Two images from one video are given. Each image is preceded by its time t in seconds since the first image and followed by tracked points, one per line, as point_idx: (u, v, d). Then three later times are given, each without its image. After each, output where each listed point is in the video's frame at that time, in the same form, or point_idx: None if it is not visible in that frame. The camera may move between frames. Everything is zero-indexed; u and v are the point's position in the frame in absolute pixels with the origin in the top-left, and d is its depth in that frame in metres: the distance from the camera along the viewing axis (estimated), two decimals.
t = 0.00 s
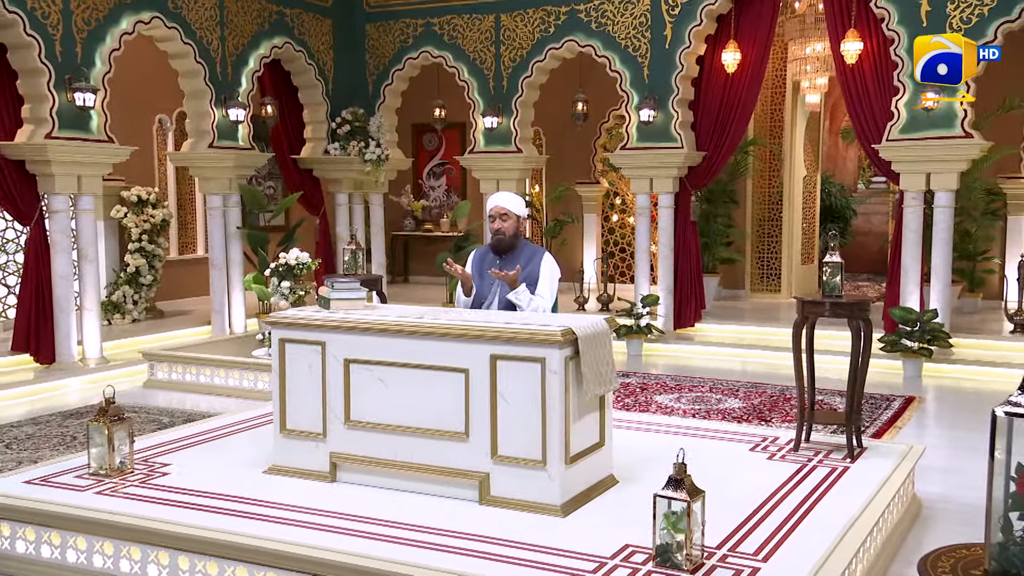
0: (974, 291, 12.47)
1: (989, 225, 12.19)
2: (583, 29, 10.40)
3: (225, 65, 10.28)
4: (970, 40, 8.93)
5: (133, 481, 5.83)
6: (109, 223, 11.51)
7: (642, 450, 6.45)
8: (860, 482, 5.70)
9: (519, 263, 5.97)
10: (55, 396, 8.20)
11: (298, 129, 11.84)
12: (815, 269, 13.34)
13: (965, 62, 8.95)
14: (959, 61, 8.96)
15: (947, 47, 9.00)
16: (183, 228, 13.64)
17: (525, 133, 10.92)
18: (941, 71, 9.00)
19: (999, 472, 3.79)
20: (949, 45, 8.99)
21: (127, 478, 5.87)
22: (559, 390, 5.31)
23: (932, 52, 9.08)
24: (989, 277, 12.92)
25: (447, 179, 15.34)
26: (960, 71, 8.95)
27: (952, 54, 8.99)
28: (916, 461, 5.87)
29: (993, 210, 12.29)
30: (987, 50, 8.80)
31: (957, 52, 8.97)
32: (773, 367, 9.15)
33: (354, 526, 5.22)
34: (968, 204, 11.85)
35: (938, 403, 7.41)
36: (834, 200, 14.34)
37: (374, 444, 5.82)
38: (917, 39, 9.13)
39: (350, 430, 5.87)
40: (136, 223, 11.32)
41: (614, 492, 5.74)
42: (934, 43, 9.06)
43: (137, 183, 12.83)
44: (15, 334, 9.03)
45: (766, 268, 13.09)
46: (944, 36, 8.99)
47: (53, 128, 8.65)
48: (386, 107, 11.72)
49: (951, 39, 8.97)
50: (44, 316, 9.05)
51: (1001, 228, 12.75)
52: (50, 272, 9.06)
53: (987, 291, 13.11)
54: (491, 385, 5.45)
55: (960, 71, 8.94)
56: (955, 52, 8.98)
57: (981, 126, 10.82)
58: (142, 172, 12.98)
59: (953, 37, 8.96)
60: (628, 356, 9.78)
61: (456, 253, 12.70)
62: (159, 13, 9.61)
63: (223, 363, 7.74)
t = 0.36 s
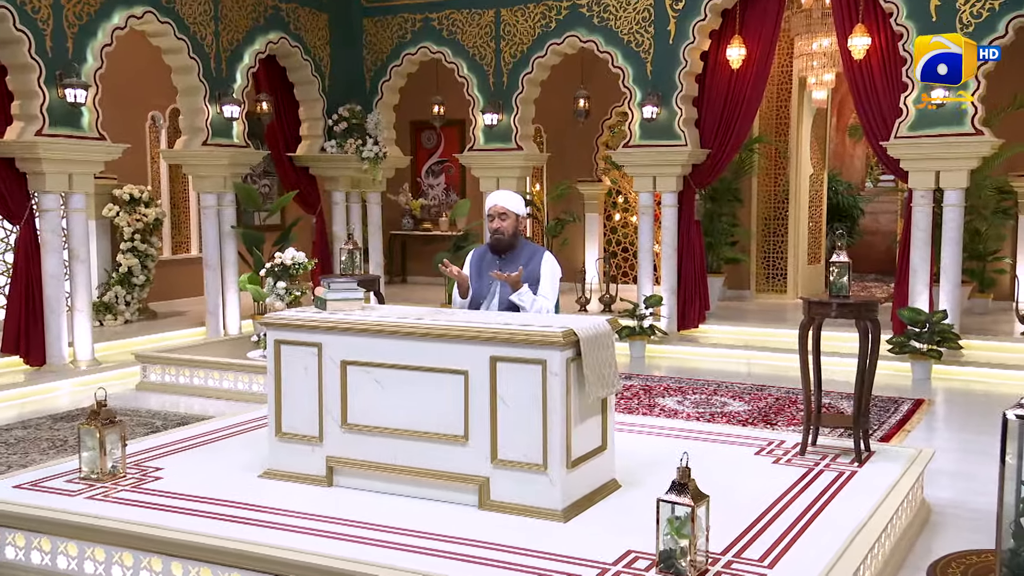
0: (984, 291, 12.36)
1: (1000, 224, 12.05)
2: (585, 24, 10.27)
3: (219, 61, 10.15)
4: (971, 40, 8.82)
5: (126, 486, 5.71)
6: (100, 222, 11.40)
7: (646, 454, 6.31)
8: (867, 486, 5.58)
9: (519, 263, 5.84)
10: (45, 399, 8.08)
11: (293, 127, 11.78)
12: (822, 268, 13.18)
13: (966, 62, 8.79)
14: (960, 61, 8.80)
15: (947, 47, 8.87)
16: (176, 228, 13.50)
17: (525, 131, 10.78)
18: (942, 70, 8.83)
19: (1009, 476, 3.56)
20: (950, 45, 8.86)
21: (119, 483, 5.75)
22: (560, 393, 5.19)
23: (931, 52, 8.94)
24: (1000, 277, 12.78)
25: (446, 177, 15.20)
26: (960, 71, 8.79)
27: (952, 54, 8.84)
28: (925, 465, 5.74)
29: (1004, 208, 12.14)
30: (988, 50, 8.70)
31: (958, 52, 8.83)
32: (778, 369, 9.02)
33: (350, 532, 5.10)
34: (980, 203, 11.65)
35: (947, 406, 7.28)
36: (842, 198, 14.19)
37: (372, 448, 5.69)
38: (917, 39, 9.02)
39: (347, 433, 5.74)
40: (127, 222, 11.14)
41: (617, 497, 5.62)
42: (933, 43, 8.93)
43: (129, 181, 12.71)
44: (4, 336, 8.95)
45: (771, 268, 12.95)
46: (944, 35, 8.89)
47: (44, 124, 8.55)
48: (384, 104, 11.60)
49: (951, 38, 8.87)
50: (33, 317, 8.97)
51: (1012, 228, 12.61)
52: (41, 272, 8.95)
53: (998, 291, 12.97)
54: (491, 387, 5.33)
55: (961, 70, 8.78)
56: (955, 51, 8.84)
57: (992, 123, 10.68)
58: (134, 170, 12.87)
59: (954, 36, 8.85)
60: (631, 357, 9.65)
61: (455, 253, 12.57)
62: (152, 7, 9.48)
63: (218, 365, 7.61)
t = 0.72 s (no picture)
0: (995, 292, 12.24)
1: (1010, 223, 11.92)
2: (587, 19, 10.13)
3: (213, 56, 10.02)
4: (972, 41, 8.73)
5: (117, 491, 5.58)
6: (92, 221, 11.25)
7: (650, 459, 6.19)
8: (875, 491, 5.45)
9: (519, 262, 5.70)
10: (35, 403, 7.95)
11: (288, 124, 11.63)
12: (829, 269, 13.02)
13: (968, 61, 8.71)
14: (960, 61, 8.73)
15: (947, 47, 8.79)
16: (169, 227, 13.37)
17: (525, 128, 10.65)
18: (942, 70, 8.75)
19: None
20: (950, 45, 8.78)
21: (110, 488, 5.62)
22: (562, 396, 5.07)
23: (931, 52, 8.87)
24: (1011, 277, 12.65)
25: (445, 175, 15.07)
26: (960, 71, 8.72)
27: (953, 54, 8.76)
28: (935, 469, 5.61)
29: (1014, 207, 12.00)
30: (989, 49, 8.64)
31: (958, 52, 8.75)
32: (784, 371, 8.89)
33: (347, 538, 4.98)
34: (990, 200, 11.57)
35: (957, 410, 7.16)
36: (849, 197, 14.04)
37: (369, 452, 5.57)
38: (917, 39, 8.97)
39: (343, 437, 5.61)
40: (120, 221, 11.02)
41: (620, 502, 5.50)
42: (933, 43, 8.86)
43: (121, 179, 12.60)
44: None
45: (777, 268, 12.79)
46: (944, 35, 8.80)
47: (34, 121, 8.43)
48: (382, 100, 11.45)
49: (952, 38, 8.78)
50: (25, 318, 8.82)
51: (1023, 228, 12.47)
52: (31, 272, 8.82)
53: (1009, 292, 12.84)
54: (491, 390, 5.21)
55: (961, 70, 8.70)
56: (957, 51, 8.75)
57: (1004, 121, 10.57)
58: (126, 169, 12.77)
59: (954, 36, 8.77)
60: (634, 360, 9.51)
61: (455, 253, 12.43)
62: (145, 2, 9.34)
63: (212, 368, 7.48)
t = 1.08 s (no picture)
0: (1004, 292, 12.18)
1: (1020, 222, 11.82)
2: (589, 14, 10.01)
3: (208, 53, 9.91)
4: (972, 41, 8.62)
5: (109, 496, 5.47)
6: (84, 220, 11.12)
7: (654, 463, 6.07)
8: (882, 496, 5.34)
9: (519, 262, 5.58)
10: (26, 405, 7.84)
11: (284, 120, 11.46)
12: (836, 269, 12.90)
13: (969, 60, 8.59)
14: (960, 60, 8.60)
15: (947, 47, 8.67)
16: (163, 226, 13.24)
17: (525, 126, 10.52)
18: (942, 70, 8.63)
19: None
20: (950, 44, 8.67)
21: (102, 493, 5.51)
22: (563, 399, 4.96)
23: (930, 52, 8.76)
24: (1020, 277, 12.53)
25: (444, 173, 14.92)
26: (960, 71, 8.57)
27: (954, 54, 8.63)
28: (944, 474, 5.50)
29: None
30: (989, 50, 8.55)
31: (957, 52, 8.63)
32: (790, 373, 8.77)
33: (344, 543, 4.87)
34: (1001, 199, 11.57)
35: (966, 412, 7.04)
36: (857, 196, 13.91)
37: (367, 456, 5.45)
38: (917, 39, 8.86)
39: (340, 440, 5.50)
40: (113, 220, 10.90)
41: (623, 506, 5.38)
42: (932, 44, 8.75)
43: (114, 177, 12.48)
44: None
45: (782, 268, 12.70)
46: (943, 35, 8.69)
47: (25, 118, 8.31)
48: (379, 97, 11.33)
49: (950, 38, 8.67)
50: (14, 318, 8.68)
51: None
52: (21, 271, 8.69)
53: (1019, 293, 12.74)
54: (491, 392, 5.10)
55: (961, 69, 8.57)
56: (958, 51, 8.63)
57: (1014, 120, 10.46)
58: (120, 167, 12.63)
59: (953, 36, 8.66)
60: (636, 361, 9.39)
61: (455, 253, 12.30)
62: None
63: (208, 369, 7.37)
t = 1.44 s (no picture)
0: (1015, 293, 12.03)
1: None
2: (591, 9, 9.90)
3: (202, 48, 9.81)
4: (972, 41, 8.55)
5: (101, 501, 5.35)
6: (75, 219, 10.98)
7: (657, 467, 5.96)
8: (890, 501, 5.23)
9: (520, 263, 5.47)
10: (16, 408, 7.72)
11: (280, 118, 11.46)
12: (842, 269, 12.79)
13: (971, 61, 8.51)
14: (960, 60, 8.53)
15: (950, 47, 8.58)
16: (156, 225, 13.10)
17: (526, 123, 10.41)
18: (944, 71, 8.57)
19: None
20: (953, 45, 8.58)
21: (95, 497, 5.40)
22: (565, 401, 4.85)
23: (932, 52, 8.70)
24: None
25: (444, 171, 14.79)
26: (960, 70, 8.50)
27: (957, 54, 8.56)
28: (953, 478, 5.39)
29: None
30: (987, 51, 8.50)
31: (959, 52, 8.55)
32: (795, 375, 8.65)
33: (341, 549, 4.76)
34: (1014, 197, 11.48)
35: (976, 416, 6.92)
36: (864, 194, 13.78)
37: (364, 459, 5.34)
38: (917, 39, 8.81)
39: (337, 444, 5.39)
40: (105, 219, 10.76)
41: (626, 511, 5.27)
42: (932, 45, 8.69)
43: (106, 174, 12.40)
44: None
45: (787, 268, 12.49)
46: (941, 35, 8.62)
47: (16, 115, 8.20)
48: (377, 94, 11.19)
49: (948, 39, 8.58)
50: (5, 320, 8.56)
51: None
52: (11, 272, 8.56)
53: None
54: (491, 395, 4.99)
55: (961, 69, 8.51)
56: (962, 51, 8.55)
57: None
58: (112, 165, 12.56)
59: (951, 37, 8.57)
60: (638, 363, 9.27)
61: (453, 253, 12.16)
62: None
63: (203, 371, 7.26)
